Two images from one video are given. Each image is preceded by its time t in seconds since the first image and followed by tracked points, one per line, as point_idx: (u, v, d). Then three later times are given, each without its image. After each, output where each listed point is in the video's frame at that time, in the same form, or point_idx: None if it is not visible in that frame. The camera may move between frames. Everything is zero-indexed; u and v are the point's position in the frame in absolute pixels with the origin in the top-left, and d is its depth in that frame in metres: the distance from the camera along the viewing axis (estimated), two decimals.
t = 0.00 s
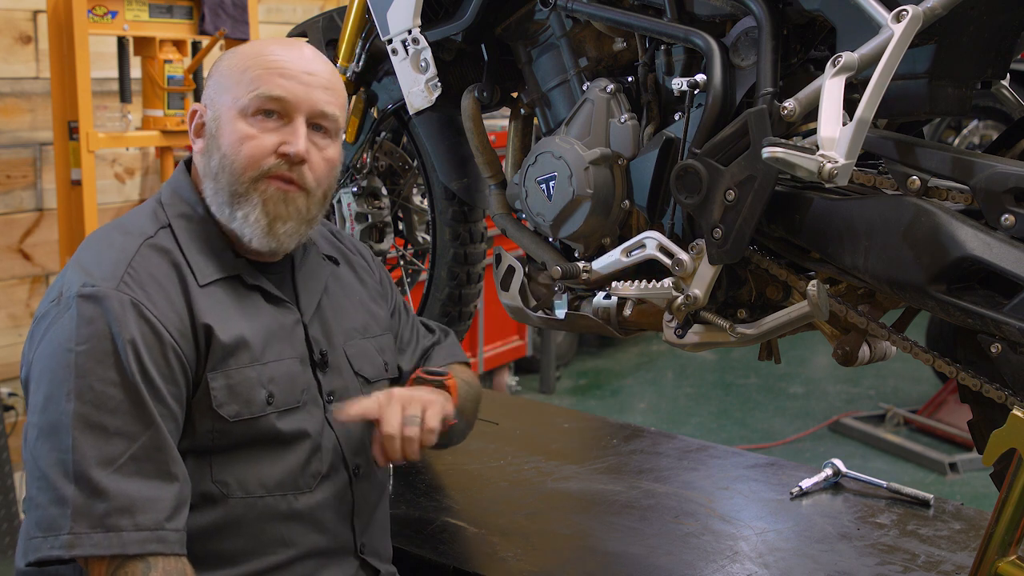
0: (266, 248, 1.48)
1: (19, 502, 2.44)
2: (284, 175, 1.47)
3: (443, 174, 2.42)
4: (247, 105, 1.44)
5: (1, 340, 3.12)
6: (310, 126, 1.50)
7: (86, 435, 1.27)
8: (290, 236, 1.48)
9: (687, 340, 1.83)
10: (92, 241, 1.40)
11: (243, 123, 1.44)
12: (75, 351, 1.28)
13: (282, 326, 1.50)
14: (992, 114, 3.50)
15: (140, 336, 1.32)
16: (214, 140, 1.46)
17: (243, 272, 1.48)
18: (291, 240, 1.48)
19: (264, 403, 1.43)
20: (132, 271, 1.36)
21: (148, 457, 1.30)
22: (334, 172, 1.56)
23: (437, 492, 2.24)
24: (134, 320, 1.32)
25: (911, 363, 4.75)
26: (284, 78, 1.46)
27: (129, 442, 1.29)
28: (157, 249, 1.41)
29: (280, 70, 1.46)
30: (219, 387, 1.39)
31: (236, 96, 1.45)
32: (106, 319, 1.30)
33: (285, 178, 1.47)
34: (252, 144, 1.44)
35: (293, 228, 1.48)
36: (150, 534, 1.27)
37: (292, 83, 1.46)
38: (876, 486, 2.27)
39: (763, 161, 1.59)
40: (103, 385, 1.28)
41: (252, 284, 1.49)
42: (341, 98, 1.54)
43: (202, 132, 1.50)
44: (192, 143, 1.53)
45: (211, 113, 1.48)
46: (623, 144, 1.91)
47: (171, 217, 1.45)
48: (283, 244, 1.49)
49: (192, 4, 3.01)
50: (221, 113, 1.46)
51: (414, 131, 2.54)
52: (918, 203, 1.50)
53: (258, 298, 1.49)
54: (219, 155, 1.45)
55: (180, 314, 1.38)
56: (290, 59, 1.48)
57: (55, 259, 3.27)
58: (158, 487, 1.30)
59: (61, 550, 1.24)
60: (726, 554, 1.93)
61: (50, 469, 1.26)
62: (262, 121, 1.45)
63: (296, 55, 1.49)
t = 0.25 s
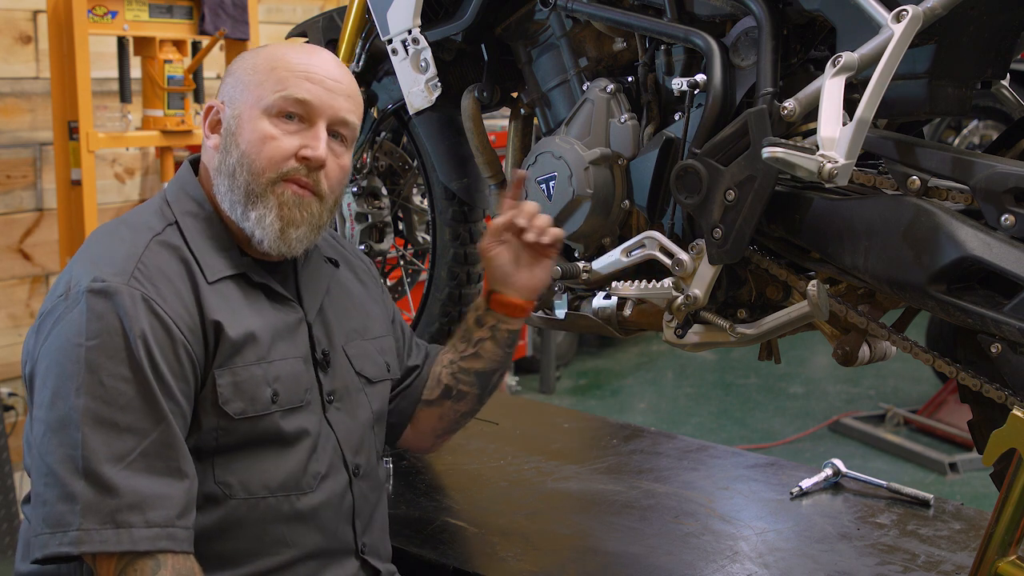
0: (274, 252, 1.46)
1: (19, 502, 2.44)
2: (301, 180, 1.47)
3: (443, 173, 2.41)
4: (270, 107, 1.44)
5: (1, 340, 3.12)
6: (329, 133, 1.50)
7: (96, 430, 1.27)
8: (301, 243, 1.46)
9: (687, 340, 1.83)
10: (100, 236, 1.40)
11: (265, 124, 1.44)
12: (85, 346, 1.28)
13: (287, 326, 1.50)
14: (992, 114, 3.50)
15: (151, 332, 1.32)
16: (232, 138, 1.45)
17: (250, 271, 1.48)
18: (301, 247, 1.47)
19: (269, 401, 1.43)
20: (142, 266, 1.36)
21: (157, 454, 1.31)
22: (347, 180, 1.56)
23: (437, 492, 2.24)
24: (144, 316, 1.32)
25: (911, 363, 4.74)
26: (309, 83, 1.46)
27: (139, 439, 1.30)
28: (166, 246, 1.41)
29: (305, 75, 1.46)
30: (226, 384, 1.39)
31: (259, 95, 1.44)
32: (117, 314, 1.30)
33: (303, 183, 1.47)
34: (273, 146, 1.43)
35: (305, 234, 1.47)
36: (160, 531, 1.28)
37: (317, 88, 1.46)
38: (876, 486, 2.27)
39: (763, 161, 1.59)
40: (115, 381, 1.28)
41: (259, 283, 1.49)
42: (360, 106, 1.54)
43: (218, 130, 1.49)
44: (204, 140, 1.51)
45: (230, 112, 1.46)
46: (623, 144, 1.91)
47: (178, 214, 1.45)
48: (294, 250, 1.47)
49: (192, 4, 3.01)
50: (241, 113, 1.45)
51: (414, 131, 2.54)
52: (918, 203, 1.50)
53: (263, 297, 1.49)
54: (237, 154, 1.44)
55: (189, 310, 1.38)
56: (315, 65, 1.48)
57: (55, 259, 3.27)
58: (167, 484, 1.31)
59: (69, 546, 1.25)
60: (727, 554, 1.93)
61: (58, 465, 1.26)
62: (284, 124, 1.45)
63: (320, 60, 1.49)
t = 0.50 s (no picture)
0: (268, 259, 1.46)
1: (19, 502, 2.44)
2: (296, 186, 1.47)
3: (443, 173, 2.41)
4: (267, 113, 1.44)
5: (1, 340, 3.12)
6: (325, 140, 1.50)
7: (98, 433, 1.27)
8: (296, 250, 1.46)
9: (687, 340, 1.83)
10: (102, 238, 1.40)
11: (261, 129, 1.44)
12: (87, 348, 1.28)
13: (288, 328, 1.50)
14: (992, 114, 3.50)
15: (153, 334, 1.32)
16: (228, 142, 1.45)
17: (251, 273, 1.48)
18: (297, 254, 1.47)
19: (270, 404, 1.43)
20: (143, 269, 1.36)
21: (158, 457, 1.31)
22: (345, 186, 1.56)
23: (437, 492, 2.24)
24: (146, 318, 1.32)
25: (911, 363, 4.74)
26: (306, 90, 1.46)
27: (140, 441, 1.30)
28: (167, 248, 1.40)
29: (303, 82, 1.46)
30: (228, 386, 1.39)
31: (256, 101, 1.45)
32: (118, 317, 1.30)
33: (298, 189, 1.47)
34: (268, 151, 1.43)
35: (301, 242, 1.47)
36: (161, 533, 1.28)
37: (314, 95, 1.46)
38: (876, 486, 2.27)
39: (763, 161, 1.59)
40: (116, 383, 1.28)
41: (260, 286, 1.49)
42: (359, 112, 1.54)
43: (216, 133, 1.50)
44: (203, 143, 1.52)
45: (227, 116, 1.47)
46: (623, 144, 1.91)
47: (178, 217, 1.45)
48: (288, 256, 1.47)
49: (192, 4, 3.01)
50: (238, 117, 1.45)
51: (414, 131, 2.54)
52: (918, 203, 1.50)
53: (263, 300, 1.49)
54: (232, 158, 1.44)
55: (191, 312, 1.38)
56: (313, 72, 1.48)
57: (55, 259, 3.27)
58: (169, 486, 1.31)
59: (71, 549, 1.25)
60: (727, 554, 1.93)
61: (60, 468, 1.26)
62: (281, 130, 1.45)
63: (318, 66, 1.49)
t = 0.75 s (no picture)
0: (259, 252, 1.47)
1: (19, 502, 2.44)
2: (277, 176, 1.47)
3: (443, 173, 2.41)
4: (238, 106, 1.44)
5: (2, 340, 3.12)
6: (302, 127, 1.50)
7: (89, 436, 1.28)
8: (283, 239, 1.47)
9: (687, 340, 1.83)
10: (95, 242, 1.41)
11: (234, 124, 1.44)
12: (77, 351, 1.29)
13: (283, 327, 1.50)
14: (992, 114, 3.50)
15: (142, 336, 1.32)
16: (206, 143, 1.46)
17: (243, 272, 1.48)
18: (284, 244, 1.47)
19: (264, 402, 1.43)
20: (133, 270, 1.36)
21: (150, 458, 1.31)
22: (330, 171, 1.55)
23: (437, 492, 2.24)
24: (135, 320, 1.32)
25: (912, 363, 4.74)
26: (274, 78, 1.46)
27: (132, 443, 1.30)
28: (158, 249, 1.41)
29: (270, 71, 1.46)
30: (220, 386, 1.39)
31: (227, 96, 1.45)
32: (107, 319, 1.30)
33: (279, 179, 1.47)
34: (243, 145, 1.44)
35: (287, 230, 1.47)
36: (153, 533, 1.28)
37: (282, 83, 1.46)
38: (876, 486, 2.27)
39: (763, 161, 1.59)
40: (105, 385, 1.29)
41: (253, 284, 1.49)
42: (333, 95, 1.53)
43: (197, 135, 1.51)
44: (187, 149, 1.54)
45: (203, 116, 1.48)
46: (624, 144, 1.91)
47: (170, 217, 1.46)
48: (277, 247, 1.47)
49: (192, 4, 3.01)
50: (212, 116, 1.46)
51: (414, 131, 2.54)
52: (918, 203, 1.50)
53: (257, 298, 1.49)
54: (211, 157, 1.45)
55: (181, 312, 1.38)
56: (281, 60, 1.48)
57: (55, 259, 3.27)
58: (161, 487, 1.31)
59: (65, 551, 1.25)
60: (727, 554, 1.93)
61: (53, 470, 1.27)
62: (254, 122, 1.45)
63: (284, 54, 1.48)
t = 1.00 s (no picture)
0: (247, 267, 1.46)
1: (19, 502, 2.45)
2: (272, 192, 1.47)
3: (443, 173, 2.41)
4: (239, 119, 1.44)
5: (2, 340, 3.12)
6: (302, 144, 1.49)
7: (83, 437, 1.28)
8: (272, 258, 1.46)
9: (687, 340, 1.83)
10: (90, 244, 1.41)
11: (233, 137, 1.44)
12: (71, 352, 1.29)
13: (279, 330, 1.50)
14: (992, 114, 3.50)
15: (137, 337, 1.32)
16: (205, 150, 1.47)
17: (239, 276, 1.48)
18: (274, 262, 1.47)
19: (260, 405, 1.43)
20: (128, 272, 1.36)
21: (144, 459, 1.31)
22: (326, 189, 1.55)
23: (437, 492, 2.24)
24: (130, 322, 1.32)
25: (911, 363, 4.74)
26: (278, 94, 1.45)
27: (126, 444, 1.30)
28: (154, 251, 1.41)
29: (274, 86, 1.46)
30: (215, 388, 1.39)
31: (230, 108, 1.45)
32: (101, 321, 1.30)
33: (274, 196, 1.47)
34: (241, 159, 1.44)
35: (277, 250, 1.47)
36: (147, 534, 1.28)
37: (285, 99, 1.46)
38: (876, 486, 2.27)
39: (763, 161, 1.59)
40: (99, 387, 1.29)
41: (249, 288, 1.49)
42: (336, 112, 1.53)
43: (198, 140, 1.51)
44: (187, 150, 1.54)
45: (206, 123, 1.48)
46: (624, 144, 1.91)
47: (167, 219, 1.46)
48: (267, 263, 1.47)
49: (192, 4, 3.01)
50: (214, 125, 1.47)
51: (414, 131, 2.54)
52: (918, 203, 1.50)
53: (253, 302, 1.49)
54: (208, 166, 1.45)
55: (176, 315, 1.38)
56: (286, 75, 1.48)
57: (55, 259, 3.27)
58: (155, 488, 1.31)
59: (59, 552, 1.25)
60: (726, 554, 1.93)
61: (47, 471, 1.27)
62: (254, 136, 1.45)
63: (290, 68, 1.48)
